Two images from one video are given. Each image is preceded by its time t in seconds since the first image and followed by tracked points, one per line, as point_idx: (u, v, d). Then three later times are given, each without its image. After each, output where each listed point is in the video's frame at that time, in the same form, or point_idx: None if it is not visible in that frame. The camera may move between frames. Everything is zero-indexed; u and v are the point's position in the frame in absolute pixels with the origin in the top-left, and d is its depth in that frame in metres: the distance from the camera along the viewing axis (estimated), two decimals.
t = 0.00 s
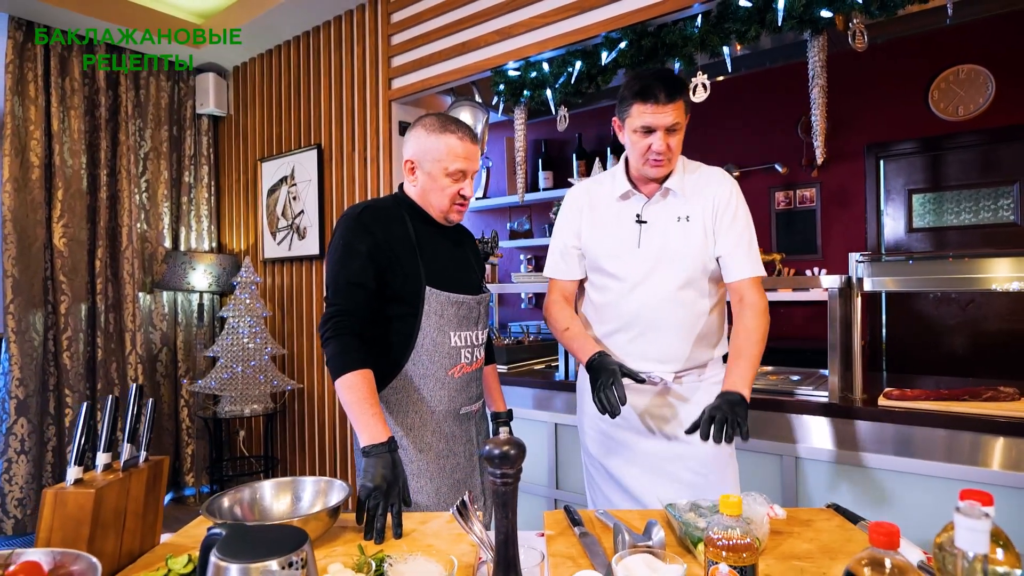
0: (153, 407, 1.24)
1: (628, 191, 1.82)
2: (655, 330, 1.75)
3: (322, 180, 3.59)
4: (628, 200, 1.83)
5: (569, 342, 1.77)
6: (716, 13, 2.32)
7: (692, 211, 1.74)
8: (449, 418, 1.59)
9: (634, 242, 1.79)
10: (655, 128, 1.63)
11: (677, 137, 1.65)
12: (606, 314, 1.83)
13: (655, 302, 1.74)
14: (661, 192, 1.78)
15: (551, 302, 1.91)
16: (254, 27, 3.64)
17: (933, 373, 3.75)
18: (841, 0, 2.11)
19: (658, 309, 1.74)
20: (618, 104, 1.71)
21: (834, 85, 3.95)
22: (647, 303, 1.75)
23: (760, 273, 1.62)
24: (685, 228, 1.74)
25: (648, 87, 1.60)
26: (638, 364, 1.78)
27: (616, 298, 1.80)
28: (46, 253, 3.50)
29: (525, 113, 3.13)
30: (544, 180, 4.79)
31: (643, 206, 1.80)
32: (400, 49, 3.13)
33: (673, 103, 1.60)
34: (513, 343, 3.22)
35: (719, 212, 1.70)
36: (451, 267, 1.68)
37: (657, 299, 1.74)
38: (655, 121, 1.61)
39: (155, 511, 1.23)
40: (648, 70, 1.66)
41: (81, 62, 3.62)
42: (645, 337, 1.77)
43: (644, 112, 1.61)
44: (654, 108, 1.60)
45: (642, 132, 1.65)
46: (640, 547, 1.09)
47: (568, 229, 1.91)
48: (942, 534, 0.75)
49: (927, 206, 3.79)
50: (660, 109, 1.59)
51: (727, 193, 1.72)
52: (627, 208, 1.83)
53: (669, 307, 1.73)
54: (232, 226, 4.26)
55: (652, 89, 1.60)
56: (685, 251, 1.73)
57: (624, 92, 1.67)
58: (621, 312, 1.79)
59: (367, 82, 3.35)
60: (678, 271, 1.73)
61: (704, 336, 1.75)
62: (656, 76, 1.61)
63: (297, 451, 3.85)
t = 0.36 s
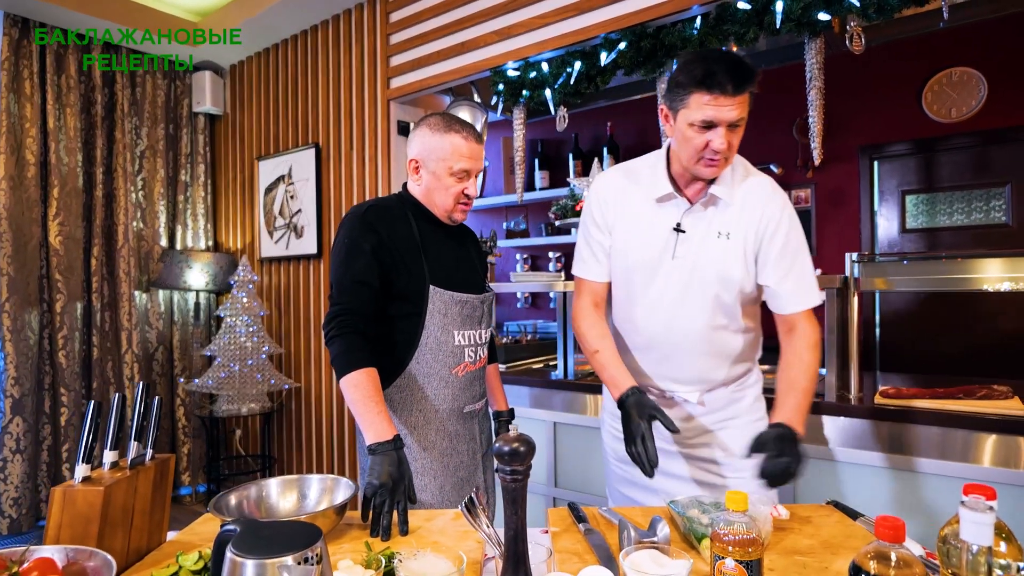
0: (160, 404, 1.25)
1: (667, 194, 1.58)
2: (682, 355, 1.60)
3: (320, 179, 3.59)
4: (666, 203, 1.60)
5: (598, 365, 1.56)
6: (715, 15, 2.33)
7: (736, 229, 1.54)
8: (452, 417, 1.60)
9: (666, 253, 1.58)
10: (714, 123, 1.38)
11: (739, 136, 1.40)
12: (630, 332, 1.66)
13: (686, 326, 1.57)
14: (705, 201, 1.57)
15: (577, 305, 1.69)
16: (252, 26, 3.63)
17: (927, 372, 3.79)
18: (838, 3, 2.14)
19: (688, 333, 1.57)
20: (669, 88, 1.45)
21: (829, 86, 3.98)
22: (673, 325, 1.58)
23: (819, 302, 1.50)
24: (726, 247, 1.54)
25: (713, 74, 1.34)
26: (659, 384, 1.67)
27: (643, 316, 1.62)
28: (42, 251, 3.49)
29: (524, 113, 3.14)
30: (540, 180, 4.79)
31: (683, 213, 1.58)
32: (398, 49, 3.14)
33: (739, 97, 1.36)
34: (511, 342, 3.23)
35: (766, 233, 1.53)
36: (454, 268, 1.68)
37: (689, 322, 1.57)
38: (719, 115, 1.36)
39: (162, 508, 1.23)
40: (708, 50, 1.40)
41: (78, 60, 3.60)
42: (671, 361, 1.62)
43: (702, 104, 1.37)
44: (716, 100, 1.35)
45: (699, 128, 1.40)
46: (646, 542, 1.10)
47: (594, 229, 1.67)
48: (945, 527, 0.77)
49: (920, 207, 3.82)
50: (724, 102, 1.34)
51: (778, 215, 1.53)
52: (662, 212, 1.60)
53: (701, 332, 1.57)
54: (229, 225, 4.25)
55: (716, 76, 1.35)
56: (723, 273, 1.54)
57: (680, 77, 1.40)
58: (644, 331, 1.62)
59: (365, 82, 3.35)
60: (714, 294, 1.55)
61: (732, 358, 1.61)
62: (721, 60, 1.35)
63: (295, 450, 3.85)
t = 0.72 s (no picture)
0: (164, 405, 1.24)
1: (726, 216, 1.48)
2: (726, 380, 1.59)
3: (315, 179, 3.57)
4: (722, 224, 1.50)
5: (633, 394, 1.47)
6: (712, 17, 2.34)
7: (795, 259, 1.47)
8: (456, 416, 1.61)
9: (719, 279, 1.51)
10: (790, 143, 1.25)
11: (815, 158, 1.28)
12: (673, 354, 1.63)
13: (731, 354, 1.55)
14: (767, 227, 1.48)
15: (619, 322, 1.59)
16: (247, 25, 3.61)
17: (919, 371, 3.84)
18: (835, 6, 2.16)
19: (734, 361, 1.55)
20: (737, 94, 1.32)
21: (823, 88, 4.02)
22: (717, 352, 1.55)
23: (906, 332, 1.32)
24: (782, 276, 1.49)
25: (790, 87, 1.21)
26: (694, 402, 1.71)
27: (687, 340, 1.58)
28: (34, 252, 3.46)
29: (521, 114, 3.14)
30: (536, 181, 4.81)
31: (741, 239, 1.49)
32: (395, 49, 3.14)
33: (821, 113, 1.22)
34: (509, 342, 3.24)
35: (829, 264, 1.46)
36: (456, 269, 1.69)
37: (735, 350, 1.54)
38: (793, 136, 1.24)
39: (166, 509, 1.23)
40: (786, 56, 1.26)
41: (71, 59, 3.58)
42: (712, 384, 1.62)
43: (777, 121, 1.24)
44: (792, 117, 1.23)
45: (771, 147, 1.27)
46: (652, 539, 1.11)
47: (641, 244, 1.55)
48: (950, 521, 0.80)
49: (913, 208, 3.82)
50: (800, 121, 1.22)
51: (847, 246, 1.44)
52: (717, 234, 1.51)
53: (748, 360, 1.55)
54: (223, 225, 4.23)
55: (795, 88, 1.21)
56: (776, 304, 1.50)
57: (752, 84, 1.27)
58: (686, 355, 1.59)
59: (362, 82, 3.35)
60: (764, 323, 1.52)
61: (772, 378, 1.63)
62: (801, 69, 1.21)
63: (291, 451, 3.84)
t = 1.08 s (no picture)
0: (163, 406, 1.24)
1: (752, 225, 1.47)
2: (738, 385, 1.62)
3: (307, 178, 3.55)
4: (746, 231, 1.50)
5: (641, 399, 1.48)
6: (706, 21, 2.40)
7: (818, 271, 1.48)
8: (454, 415, 1.61)
9: (739, 286, 1.52)
10: (828, 156, 1.21)
11: (850, 172, 1.24)
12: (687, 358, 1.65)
13: (745, 360, 1.57)
14: (796, 239, 1.48)
15: (633, 323, 1.58)
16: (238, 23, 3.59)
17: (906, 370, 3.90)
18: (827, 10, 2.19)
19: (747, 366, 1.58)
20: (773, 100, 1.26)
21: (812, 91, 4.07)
22: (732, 358, 1.58)
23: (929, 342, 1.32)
24: (803, 287, 1.50)
25: (834, 100, 1.16)
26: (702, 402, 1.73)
27: (701, 344, 1.60)
28: (20, 252, 3.41)
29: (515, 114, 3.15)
30: (528, 181, 4.82)
31: (765, 247, 1.49)
32: (389, 49, 3.13)
33: (863, 129, 1.17)
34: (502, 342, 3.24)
35: (852, 278, 1.46)
36: (454, 268, 1.69)
37: (750, 357, 1.57)
38: (830, 150, 1.20)
39: (166, 510, 1.22)
40: (826, 66, 1.21)
41: (58, 56, 3.53)
42: (725, 389, 1.64)
43: (814, 134, 1.19)
44: (830, 131, 1.18)
45: (805, 159, 1.23)
46: (653, 537, 1.11)
47: (664, 246, 1.54)
48: (949, 516, 0.82)
49: (899, 209, 3.91)
50: (839, 135, 1.17)
51: (877, 262, 1.43)
52: (740, 241, 1.51)
53: (762, 366, 1.57)
54: (213, 225, 4.19)
55: (837, 101, 1.16)
56: (795, 313, 1.52)
57: (793, 92, 1.21)
58: (701, 358, 1.61)
59: (354, 81, 3.34)
60: (779, 330, 1.54)
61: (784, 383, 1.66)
62: (844, 81, 1.17)
63: (282, 452, 3.82)
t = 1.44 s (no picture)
0: (159, 407, 1.23)
1: (720, 217, 1.52)
2: (732, 375, 1.64)
3: (297, 178, 3.54)
4: (717, 226, 1.54)
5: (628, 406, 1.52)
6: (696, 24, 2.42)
7: (793, 250, 1.52)
8: (451, 415, 1.62)
9: (722, 279, 1.55)
10: (764, 154, 1.27)
11: (791, 165, 1.30)
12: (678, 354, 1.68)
13: (736, 350, 1.60)
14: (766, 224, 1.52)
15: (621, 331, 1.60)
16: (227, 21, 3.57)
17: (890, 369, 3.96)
18: (815, 15, 2.23)
19: (740, 355, 1.61)
20: (716, 101, 1.32)
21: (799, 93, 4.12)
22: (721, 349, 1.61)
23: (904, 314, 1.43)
24: (781, 268, 1.53)
25: (766, 100, 1.21)
26: (696, 399, 1.75)
27: (692, 340, 1.63)
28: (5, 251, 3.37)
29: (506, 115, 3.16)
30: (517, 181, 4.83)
31: (740, 237, 1.53)
32: (379, 49, 3.13)
33: (794, 126, 1.23)
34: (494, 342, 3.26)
35: (827, 253, 1.51)
36: (451, 269, 1.70)
37: (741, 346, 1.60)
38: (767, 147, 1.26)
39: (163, 512, 1.22)
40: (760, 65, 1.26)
41: (43, 53, 3.49)
42: (720, 380, 1.66)
43: (749, 134, 1.26)
44: (766, 130, 1.24)
45: (746, 157, 1.29)
46: (649, 535, 1.13)
47: (641, 254, 1.58)
48: (940, 511, 0.85)
49: (883, 210, 4.00)
50: (770, 134, 1.23)
51: (845, 235, 1.49)
52: (715, 235, 1.55)
53: (751, 355, 1.60)
54: (201, 224, 4.16)
55: (769, 102, 1.21)
56: (778, 297, 1.55)
57: (730, 92, 1.27)
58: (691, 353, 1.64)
59: (344, 81, 3.32)
60: (768, 316, 1.57)
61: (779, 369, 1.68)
62: (775, 81, 1.22)
63: (271, 453, 3.80)
